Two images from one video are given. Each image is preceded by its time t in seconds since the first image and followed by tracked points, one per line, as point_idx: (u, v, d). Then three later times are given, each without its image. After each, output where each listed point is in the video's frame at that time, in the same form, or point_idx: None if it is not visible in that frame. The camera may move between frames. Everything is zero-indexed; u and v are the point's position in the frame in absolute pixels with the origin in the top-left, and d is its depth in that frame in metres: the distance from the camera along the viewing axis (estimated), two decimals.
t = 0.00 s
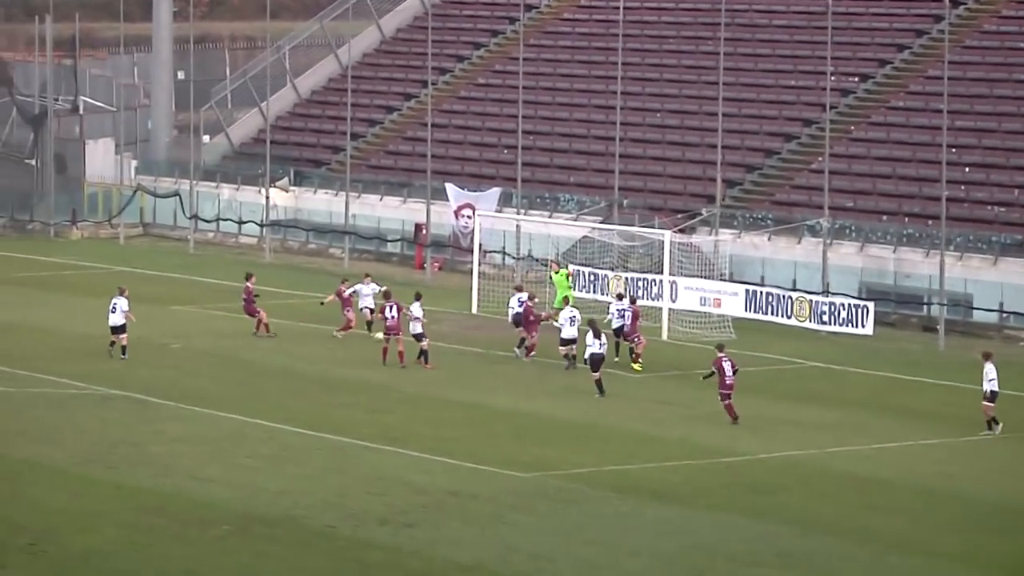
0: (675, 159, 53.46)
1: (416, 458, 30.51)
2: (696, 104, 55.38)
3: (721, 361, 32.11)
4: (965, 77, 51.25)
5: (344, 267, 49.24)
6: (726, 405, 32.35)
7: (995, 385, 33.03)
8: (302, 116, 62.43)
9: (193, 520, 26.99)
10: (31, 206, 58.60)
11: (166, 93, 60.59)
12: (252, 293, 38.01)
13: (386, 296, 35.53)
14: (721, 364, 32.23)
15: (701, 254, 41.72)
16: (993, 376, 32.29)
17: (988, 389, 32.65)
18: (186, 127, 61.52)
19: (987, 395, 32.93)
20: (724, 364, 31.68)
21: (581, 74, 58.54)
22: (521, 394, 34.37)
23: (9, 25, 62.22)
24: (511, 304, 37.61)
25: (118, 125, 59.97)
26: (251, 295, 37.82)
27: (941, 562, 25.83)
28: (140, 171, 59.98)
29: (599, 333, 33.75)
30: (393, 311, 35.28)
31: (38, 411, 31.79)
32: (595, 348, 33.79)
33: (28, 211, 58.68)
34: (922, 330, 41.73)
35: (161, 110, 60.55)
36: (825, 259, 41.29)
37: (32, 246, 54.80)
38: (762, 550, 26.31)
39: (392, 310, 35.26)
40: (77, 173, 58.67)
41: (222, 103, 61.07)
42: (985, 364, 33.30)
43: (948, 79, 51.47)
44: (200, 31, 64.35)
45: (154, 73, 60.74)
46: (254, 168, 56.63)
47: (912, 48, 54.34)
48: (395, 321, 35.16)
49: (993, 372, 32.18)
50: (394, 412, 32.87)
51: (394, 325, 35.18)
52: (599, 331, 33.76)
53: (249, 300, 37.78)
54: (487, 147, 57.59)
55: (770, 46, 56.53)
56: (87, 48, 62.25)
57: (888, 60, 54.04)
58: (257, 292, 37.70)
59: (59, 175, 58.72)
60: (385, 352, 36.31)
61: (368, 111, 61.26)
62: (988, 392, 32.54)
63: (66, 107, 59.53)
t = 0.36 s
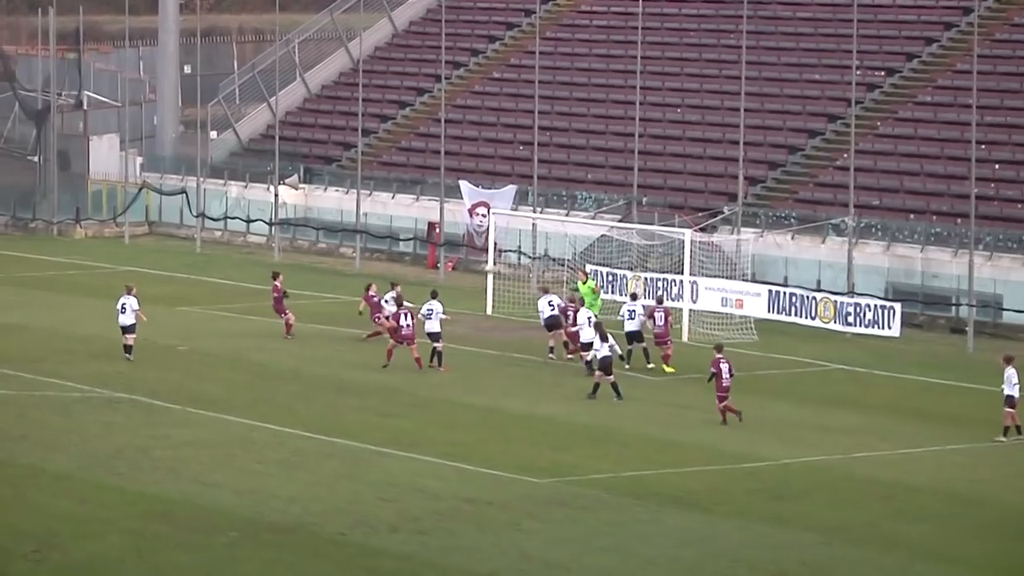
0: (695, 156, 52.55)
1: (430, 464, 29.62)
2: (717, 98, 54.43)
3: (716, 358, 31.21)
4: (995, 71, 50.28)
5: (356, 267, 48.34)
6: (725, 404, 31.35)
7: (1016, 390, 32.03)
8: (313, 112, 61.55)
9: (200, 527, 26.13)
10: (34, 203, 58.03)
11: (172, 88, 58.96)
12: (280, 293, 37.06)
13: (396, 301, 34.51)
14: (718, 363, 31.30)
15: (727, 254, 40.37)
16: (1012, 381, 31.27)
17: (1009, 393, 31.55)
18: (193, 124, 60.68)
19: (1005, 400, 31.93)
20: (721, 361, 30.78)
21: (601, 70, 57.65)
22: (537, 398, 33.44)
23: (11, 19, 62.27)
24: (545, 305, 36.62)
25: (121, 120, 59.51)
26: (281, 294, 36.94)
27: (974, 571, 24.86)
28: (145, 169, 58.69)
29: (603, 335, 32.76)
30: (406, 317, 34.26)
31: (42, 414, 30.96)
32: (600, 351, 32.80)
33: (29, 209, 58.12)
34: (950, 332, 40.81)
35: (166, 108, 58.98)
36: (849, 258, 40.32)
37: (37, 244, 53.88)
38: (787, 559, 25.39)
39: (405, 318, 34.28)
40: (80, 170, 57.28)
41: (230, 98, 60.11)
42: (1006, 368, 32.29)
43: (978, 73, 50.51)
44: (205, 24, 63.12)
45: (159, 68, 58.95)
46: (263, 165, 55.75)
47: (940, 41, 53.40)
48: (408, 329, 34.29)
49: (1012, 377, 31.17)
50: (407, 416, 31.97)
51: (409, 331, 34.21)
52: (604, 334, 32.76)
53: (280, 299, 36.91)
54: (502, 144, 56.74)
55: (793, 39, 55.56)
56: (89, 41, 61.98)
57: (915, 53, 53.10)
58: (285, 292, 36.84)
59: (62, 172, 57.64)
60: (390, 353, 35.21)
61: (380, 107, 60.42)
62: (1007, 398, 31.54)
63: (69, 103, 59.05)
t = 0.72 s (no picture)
0: (708, 153, 51.85)
1: (436, 468, 28.96)
2: (730, 94, 53.75)
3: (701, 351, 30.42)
4: (1014, 66, 49.57)
5: (360, 267, 47.68)
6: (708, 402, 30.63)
7: None
8: (316, 108, 60.94)
9: (200, 532, 25.49)
10: (31, 202, 57.37)
11: (172, 84, 58.56)
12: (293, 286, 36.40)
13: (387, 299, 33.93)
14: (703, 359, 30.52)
15: (737, 255, 39.51)
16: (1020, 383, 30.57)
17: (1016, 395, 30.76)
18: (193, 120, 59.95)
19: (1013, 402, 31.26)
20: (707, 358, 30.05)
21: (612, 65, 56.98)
22: (544, 401, 32.74)
23: (8, 11, 59.91)
24: (558, 305, 35.76)
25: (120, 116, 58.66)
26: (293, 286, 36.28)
27: None
28: (145, 165, 58.17)
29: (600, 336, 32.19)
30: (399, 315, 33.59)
31: (40, 417, 30.32)
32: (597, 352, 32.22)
33: (27, 207, 57.44)
34: (968, 333, 40.16)
35: (167, 103, 58.60)
36: (864, 257, 39.59)
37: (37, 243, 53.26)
38: (803, 565, 24.70)
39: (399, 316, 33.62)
40: (79, 167, 56.75)
41: (231, 94, 59.53)
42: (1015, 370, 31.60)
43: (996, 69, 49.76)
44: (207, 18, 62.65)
45: (159, 64, 58.73)
46: (265, 164, 55.04)
47: (957, 36, 52.73)
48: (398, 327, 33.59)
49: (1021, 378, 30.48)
50: (413, 419, 31.30)
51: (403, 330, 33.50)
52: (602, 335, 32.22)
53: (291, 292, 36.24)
54: (510, 141, 56.08)
55: (807, 33, 54.85)
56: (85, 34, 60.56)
57: (931, 48, 52.48)
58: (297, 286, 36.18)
59: (61, 170, 56.97)
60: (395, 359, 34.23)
61: (385, 103, 59.79)
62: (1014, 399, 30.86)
63: (67, 99, 58.51)
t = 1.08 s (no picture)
0: (708, 152, 51.87)
1: (436, 467, 28.94)
2: (730, 93, 53.78)
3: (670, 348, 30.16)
4: (1014, 64, 49.60)
5: (360, 266, 47.72)
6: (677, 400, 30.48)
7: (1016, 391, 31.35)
8: (315, 107, 60.96)
9: (200, 530, 25.49)
10: (31, 200, 57.42)
11: (173, 82, 58.71)
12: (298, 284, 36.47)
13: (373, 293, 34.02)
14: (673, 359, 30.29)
15: (738, 253, 39.27)
16: (1010, 381, 30.55)
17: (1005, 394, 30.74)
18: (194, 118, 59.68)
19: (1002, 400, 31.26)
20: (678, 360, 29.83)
21: (611, 64, 57.01)
22: (544, 399, 32.72)
23: (8, 9, 59.35)
24: (557, 300, 36.01)
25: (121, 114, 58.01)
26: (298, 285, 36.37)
27: None
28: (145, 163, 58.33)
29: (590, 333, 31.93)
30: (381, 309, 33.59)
31: (40, 416, 30.30)
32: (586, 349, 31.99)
33: (27, 206, 57.51)
34: (968, 331, 40.23)
35: (167, 102, 58.65)
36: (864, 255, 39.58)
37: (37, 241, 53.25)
38: (802, 564, 24.70)
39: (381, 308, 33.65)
40: (79, 166, 56.91)
41: (232, 93, 59.40)
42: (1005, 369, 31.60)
43: (997, 67, 49.81)
44: (208, 16, 62.40)
45: (159, 62, 58.93)
46: (264, 162, 54.99)
47: (957, 34, 52.78)
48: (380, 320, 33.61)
49: (1011, 376, 30.48)
50: (413, 417, 31.27)
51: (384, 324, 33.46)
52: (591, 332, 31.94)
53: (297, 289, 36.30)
54: (510, 139, 56.11)
55: (808, 32, 54.88)
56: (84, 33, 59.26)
57: (931, 47, 52.51)
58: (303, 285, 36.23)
59: (61, 168, 57.08)
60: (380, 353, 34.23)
61: (385, 102, 59.82)
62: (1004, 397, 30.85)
63: (67, 97, 58.26)
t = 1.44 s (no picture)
0: (708, 150, 51.86)
1: (437, 465, 28.94)
2: (730, 90, 53.77)
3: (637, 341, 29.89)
4: (1014, 61, 49.60)
5: (360, 264, 47.72)
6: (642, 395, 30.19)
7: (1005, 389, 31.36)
8: (315, 105, 60.95)
9: (200, 528, 25.48)
10: (31, 198, 57.30)
11: (173, 80, 58.73)
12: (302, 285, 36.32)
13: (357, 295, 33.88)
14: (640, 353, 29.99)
15: (738, 250, 39.19)
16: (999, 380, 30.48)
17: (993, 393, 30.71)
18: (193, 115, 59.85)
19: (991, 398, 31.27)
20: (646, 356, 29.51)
21: (611, 62, 57.02)
22: (544, 397, 32.72)
23: (8, 7, 59.37)
24: (556, 297, 36.32)
25: (121, 111, 58.65)
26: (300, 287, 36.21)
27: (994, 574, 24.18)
28: (145, 162, 58.39)
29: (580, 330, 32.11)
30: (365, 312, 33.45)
31: (41, 413, 30.29)
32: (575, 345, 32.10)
33: (27, 203, 57.42)
34: (968, 329, 40.21)
35: (167, 99, 58.77)
36: (865, 253, 39.57)
37: (36, 238, 53.14)
38: (801, 562, 24.69)
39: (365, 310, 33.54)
40: (79, 164, 57.08)
41: (231, 90, 59.50)
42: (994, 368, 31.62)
43: (997, 65, 49.82)
44: (209, 14, 62.43)
45: (159, 60, 58.83)
46: (264, 160, 54.95)
47: (957, 32, 52.80)
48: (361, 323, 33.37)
49: (999, 375, 30.45)
50: (412, 414, 31.26)
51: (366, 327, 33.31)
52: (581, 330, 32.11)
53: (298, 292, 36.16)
54: (510, 137, 56.09)
55: (807, 29, 54.88)
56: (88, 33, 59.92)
57: (932, 44, 52.49)
58: (306, 288, 36.16)
59: (61, 167, 57.05)
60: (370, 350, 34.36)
61: (385, 99, 59.82)
62: (993, 396, 30.81)
63: (67, 94, 58.03)
